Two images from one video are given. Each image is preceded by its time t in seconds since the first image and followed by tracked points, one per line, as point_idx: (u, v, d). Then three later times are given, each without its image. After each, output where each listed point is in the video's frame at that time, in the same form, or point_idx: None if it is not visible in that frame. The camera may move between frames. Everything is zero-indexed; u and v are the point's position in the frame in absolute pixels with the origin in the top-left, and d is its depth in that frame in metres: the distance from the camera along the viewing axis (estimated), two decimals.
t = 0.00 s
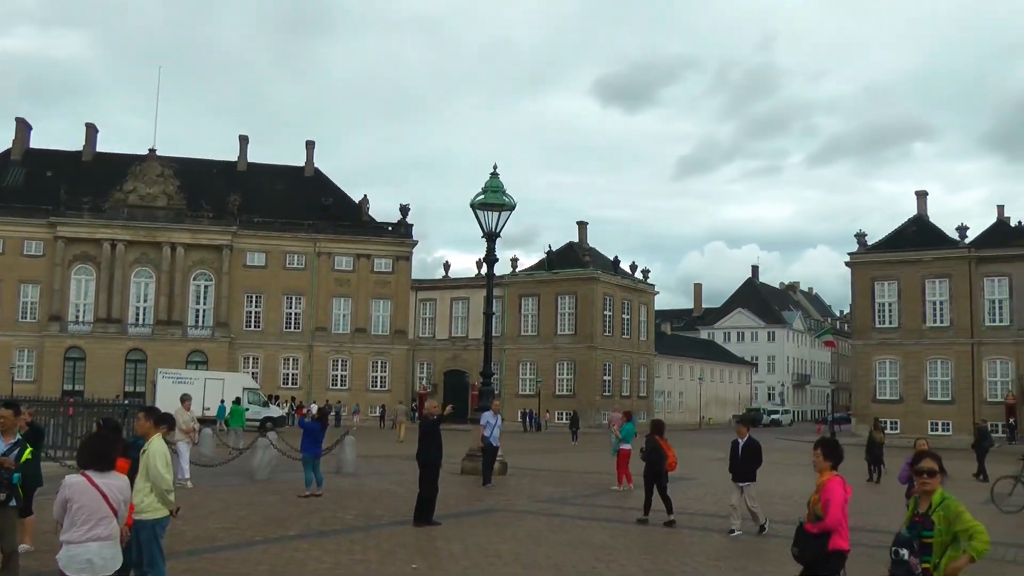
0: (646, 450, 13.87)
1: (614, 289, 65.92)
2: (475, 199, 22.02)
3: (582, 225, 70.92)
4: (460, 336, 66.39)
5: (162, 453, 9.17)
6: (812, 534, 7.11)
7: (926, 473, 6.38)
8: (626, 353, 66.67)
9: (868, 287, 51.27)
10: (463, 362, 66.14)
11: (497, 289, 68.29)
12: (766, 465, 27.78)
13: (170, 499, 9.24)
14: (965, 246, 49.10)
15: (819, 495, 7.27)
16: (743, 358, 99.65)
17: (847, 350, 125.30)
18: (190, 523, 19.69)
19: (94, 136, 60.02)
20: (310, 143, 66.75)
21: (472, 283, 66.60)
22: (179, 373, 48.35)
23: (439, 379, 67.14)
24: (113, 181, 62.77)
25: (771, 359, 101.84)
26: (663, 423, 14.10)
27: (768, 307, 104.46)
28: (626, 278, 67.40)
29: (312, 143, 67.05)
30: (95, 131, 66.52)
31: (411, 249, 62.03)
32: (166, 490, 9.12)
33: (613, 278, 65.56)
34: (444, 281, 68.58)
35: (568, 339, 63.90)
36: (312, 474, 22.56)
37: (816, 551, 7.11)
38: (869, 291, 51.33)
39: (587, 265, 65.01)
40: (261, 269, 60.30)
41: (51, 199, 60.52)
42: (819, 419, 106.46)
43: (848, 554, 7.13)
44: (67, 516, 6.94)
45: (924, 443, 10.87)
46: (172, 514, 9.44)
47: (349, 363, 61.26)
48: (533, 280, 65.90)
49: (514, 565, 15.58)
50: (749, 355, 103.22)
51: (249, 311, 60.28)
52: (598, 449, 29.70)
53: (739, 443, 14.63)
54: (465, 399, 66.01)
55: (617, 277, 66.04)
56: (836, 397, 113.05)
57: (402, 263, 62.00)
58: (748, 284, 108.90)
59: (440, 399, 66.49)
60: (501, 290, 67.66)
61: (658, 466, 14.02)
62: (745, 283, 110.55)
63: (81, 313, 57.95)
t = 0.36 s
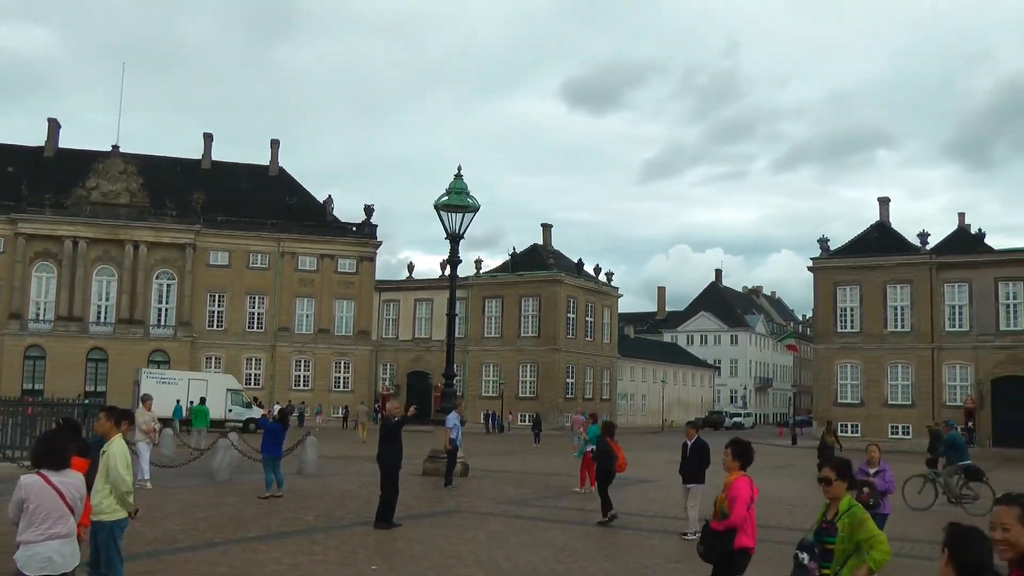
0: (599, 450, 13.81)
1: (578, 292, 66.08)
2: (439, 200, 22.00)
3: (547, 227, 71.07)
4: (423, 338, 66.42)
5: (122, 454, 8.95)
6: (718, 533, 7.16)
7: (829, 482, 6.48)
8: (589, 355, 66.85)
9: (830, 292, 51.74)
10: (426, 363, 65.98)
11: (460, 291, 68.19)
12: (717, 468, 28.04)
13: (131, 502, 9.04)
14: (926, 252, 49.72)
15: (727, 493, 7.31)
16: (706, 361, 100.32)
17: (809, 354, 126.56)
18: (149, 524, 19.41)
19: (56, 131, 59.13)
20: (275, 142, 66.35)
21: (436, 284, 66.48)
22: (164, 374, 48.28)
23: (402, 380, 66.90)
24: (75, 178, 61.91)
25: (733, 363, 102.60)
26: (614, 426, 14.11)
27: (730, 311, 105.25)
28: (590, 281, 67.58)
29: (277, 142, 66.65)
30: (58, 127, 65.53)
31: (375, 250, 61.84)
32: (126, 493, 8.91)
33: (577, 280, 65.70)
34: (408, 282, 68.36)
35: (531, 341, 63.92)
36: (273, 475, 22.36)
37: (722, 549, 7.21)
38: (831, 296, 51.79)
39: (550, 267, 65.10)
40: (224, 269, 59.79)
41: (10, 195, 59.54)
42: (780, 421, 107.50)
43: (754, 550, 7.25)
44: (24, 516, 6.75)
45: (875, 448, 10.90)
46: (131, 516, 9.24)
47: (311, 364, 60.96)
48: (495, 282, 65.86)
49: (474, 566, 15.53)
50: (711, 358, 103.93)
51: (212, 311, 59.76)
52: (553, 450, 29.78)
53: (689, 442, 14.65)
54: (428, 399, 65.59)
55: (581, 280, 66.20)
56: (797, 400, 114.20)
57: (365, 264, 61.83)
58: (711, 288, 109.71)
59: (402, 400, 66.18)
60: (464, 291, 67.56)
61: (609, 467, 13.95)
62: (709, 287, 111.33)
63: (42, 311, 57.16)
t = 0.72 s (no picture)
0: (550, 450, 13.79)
1: (541, 293, 66.22)
2: (402, 199, 21.95)
3: (512, 228, 71.18)
4: (385, 337, 66.23)
5: (80, 452, 8.74)
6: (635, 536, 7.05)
7: (731, 481, 6.22)
8: (551, 356, 66.97)
9: (791, 295, 52.13)
10: (388, 363, 65.80)
11: (422, 291, 68.05)
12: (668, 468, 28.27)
13: (90, 502, 8.83)
14: (886, 257, 50.33)
15: (645, 495, 7.15)
16: (668, 363, 100.93)
17: (771, 357, 127.71)
18: (105, 523, 19.13)
19: (16, 125, 58.27)
20: (239, 139, 65.90)
21: (399, 284, 66.29)
22: (146, 372, 48.68)
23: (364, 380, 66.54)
24: (35, 172, 61.04)
25: (695, 364, 103.23)
26: (566, 426, 14.09)
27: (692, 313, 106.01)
28: (552, 282, 67.73)
29: (241, 139, 66.18)
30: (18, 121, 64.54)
31: (338, 249, 61.66)
32: (86, 492, 8.70)
33: (539, 281, 65.77)
34: (370, 282, 68.13)
35: (493, 341, 63.95)
36: (232, 474, 22.14)
37: (639, 552, 7.11)
38: (792, 299, 52.22)
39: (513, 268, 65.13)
40: (186, 266, 59.27)
41: None
42: (741, 423, 108.50)
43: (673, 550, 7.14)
44: None
45: (827, 448, 11.01)
46: (88, 516, 9.03)
47: (273, 362, 60.59)
48: (458, 282, 65.81)
49: (432, 565, 15.47)
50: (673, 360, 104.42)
51: (173, 308, 59.15)
52: (507, 450, 29.84)
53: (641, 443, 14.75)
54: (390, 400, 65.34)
55: (544, 281, 66.38)
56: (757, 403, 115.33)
57: (328, 263, 61.62)
58: (674, 290, 110.43)
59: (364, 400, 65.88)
60: (426, 291, 67.38)
61: (560, 466, 14.04)
62: (672, 289, 112.03)
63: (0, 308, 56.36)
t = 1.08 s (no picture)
0: (493, 444, 13.88)
1: (495, 288, 66.41)
2: (355, 192, 21.84)
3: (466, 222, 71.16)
4: (338, 331, 65.99)
5: (27, 446, 8.53)
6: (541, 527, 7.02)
7: (622, 471, 6.32)
8: (503, 351, 67.15)
9: (744, 293, 52.54)
10: (341, 357, 65.57)
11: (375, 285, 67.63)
12: (609, 463, 28.57)
13: (38, 496, 8.63)
14: (838, 256, 51.06)
15: (553, 488, 7.17)
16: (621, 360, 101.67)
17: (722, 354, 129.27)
18: (50, 518, 18.77)
19: None
20: (193, 129, 65.21)
21: (352, 277, 66.05)
22: (119, 367, 48.17)
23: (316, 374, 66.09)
24: None
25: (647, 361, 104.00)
26: (509, 419, 14.13)
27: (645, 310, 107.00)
28: (505, 277, 67.96)
29: (195, 129, 65.47)
30: None
31: (291, 242, 61.48)
32: (32, 487, 8.49)
33: (493, 276, 65.92)
34: (323, 275, 67.72)
35: (447, 336, 63.97)
36: (181, 468, 21.86)
37: (544, 544, 7.09)
38: (744, 296, 52.58)
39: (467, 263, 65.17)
40: (138, 257, 58.55)
41: None
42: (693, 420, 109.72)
43: (578, 545, 7.17)
44: None
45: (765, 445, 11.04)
46: (37, 510, 8.82)
47: (224, 356, 60.25)
48: (411, 276, 65.58)
49: (381, 559, 15.45)
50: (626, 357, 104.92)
51: (125, 300, 58.47)
52: (452, 445, 29.92)
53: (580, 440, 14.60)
54: (342, 396, 65.16)
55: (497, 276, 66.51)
56: (708, 399, 116.67)
57: (281, 256, 61.33)
58: (627, 287, 111.29)
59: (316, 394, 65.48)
60: (380, 285, 67.02)
61: (502, 460, 14.18)
62: (625, 286, 112.88)
63: None
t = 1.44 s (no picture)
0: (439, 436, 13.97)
1: (454, 280, 66.41)
2: (315, 183, 21.74)
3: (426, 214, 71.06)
4: (296, 323, 65.70)
5: None
6: (462, 527, 7.02)
7: (523, 468, 6.35)
8: (461, 344, 67.20)
9: (703, 286, 53.07)
10: (299, 349, 65.28)
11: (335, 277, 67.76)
12: (560, 454, 28.80)
13: None
14: (796, 250, 51.62)
15: (474, 488, 7.19)
16: (580, 352, 102.20)
17: (680, 347, 130.42)
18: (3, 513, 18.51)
19: None
20: (150, 118, 64.47)
21: (311, 270, 65.78)
22: (100, 361, 47.85)
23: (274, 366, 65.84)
24: None
25: (606, 353, 104.57)
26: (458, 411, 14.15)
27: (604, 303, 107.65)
28: (464, 270, 68.02)
29: (153, 118, 64.77)
30: None
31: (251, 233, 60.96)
32: None
33: (452, 268, 65.88)
34: (281, 266, 67.39)
35: (405, 329, 63.85)
36: (136, 462, 21.67)
37: (468, 545, 7.05)
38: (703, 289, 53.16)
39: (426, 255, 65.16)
40: (95, 248, 57.79)
41: None
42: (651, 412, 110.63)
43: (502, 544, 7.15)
44: None
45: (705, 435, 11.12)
46: None
47: (181, 348, 60.00)
48: (370, 268, 65.65)
49: (338, 552, 15.46)
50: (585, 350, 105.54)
51: (81, 291, 57.74)
52: (409, 437, 30.00)
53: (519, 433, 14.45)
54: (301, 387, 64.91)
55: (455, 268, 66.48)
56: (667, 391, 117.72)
57: (240, 247, 60.89)
58: (586, 280, 111.87)
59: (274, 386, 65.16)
60: (339, 277, 67.02)
61: (450, 451, 14.21)
62: (584, 278, 113.44)
63: None
